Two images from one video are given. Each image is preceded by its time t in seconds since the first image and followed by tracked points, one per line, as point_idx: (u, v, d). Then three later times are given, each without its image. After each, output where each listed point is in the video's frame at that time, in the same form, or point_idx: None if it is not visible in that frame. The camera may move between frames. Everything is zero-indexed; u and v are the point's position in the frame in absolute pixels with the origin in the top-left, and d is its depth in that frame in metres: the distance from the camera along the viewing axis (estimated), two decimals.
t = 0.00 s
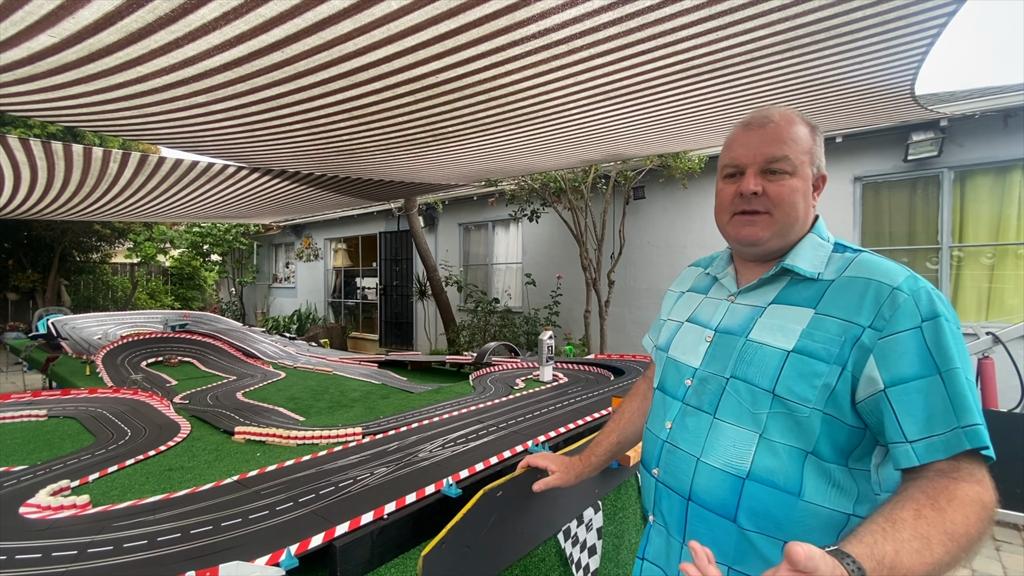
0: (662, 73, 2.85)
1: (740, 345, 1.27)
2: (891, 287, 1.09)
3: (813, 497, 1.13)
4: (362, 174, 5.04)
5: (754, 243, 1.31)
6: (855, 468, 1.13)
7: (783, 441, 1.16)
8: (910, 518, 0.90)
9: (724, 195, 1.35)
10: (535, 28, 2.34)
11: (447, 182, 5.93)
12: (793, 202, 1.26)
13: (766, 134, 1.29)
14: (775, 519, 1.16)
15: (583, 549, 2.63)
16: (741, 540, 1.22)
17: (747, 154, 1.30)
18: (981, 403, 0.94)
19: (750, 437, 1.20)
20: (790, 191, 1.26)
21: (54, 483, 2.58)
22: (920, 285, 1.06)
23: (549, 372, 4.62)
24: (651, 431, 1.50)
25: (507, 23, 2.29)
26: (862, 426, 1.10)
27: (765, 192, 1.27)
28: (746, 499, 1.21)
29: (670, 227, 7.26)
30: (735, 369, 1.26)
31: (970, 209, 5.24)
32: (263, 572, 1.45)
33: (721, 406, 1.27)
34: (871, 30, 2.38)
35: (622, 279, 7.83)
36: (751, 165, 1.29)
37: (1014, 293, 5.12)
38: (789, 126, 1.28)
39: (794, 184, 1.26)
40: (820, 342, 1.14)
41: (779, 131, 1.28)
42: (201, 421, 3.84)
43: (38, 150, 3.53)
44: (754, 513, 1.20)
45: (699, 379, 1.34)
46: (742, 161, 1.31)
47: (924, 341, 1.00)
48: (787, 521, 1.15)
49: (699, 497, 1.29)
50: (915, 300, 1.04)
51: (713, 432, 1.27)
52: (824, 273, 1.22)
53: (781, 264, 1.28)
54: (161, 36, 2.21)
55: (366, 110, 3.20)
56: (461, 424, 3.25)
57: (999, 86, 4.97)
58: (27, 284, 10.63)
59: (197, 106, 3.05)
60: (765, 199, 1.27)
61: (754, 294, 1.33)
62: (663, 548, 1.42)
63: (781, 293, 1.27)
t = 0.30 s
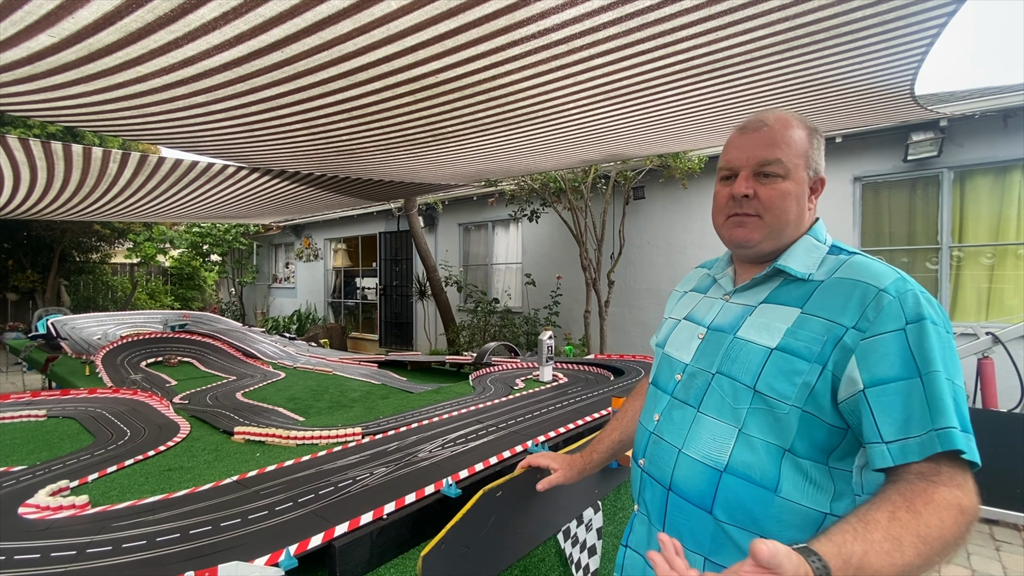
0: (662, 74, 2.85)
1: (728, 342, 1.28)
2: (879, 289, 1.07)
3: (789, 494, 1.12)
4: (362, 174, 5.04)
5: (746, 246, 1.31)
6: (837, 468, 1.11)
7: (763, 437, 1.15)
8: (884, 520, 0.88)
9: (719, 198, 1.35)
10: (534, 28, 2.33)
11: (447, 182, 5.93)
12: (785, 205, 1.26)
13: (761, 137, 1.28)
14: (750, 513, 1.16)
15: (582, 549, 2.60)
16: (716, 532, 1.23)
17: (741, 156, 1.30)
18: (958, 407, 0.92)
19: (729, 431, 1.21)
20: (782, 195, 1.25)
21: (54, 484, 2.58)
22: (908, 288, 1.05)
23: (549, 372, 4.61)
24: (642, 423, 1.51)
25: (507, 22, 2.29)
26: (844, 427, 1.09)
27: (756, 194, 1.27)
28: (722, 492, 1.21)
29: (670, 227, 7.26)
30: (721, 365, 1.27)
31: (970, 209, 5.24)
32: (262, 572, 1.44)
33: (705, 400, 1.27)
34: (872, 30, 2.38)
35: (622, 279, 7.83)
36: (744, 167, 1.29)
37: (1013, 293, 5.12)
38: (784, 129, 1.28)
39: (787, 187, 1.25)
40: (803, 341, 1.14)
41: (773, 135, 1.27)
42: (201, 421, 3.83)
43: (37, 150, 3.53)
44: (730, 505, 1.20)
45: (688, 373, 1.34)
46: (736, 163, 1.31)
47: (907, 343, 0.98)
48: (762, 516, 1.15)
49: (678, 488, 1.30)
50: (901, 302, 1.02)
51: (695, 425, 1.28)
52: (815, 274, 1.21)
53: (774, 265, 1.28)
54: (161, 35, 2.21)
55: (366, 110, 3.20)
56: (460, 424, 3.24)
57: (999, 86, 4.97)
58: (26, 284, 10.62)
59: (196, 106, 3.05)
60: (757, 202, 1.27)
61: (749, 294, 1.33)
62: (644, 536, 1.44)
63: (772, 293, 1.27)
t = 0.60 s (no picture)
0: (662, 73, 2.84)
1: (725, 339, 1.28)
2: (874, 287, 1.07)
3: (780, 490, 1.12)
4: (362, 174, 5.04)
5: (746, 242, 1.31)
6: (829, 466, 1.11)
7: (757, 433, 1.16)
8: (865, 517, 0.88)
9: (721, 193, 1.36)
10: (534, 28, 2.33)
11: (447, 182, 5.92)
12: (786, 201, 1.25)
13: (764, 134, 1.29)
14: (741, 508, 1.17)
15: (583, 549, 2.60)
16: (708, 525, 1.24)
17: (743, 152, 1.31)
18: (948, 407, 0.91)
19: (723, 426, 1.21)
20: (782, 190, 1.25)
21: (54, 484, 2.58)
22: (904, 286, 1.04)
23: (549, 372, 4.61)
24: (641, 417, 1.53)
25: (507, 22, 2.28)
26: (838, 425, 1.08)
27: (757, 190, 1.27)
28: (715, 486, 1.22)
29: (670, 227, 7.25)
30: (717, 361, 1.27)
31: (970, 209, 5.24)
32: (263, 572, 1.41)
33: (700, 396, 1.28)
34: (872, 30, 2.38)
35: (622, 279, 7.83)
36: (746, 163, 1.30)
37: (1013, 293, 5.12)
38: (788, 128, 1.28)
39: (788, 184, 1.25)
40: (798, 338, 1.14)
41: (777, 132, 1.28)
42: (201, 421, 3.83)
43: (37, 151, 3.53)
44: (721, 499, 1.21)
45: (686, 369, 1.35)
46: (738, 160, 1.32)
47: (898, 341, 0.98)
48: (753, 511, 1.16)
49: (672, 482, 1.31)
50: (895, 300, 1.02)
51: (691, 420, 1.29)
52: (813, 273, 1.21)
53: (773, 263, 1.28)
54: (160, 35, 2.21)
55: (365, 110, 3.20)
56: (460, 424, 3.24)
57: (999, 86, 4.97)
58: (26, 284, 10.62)
59: (195, 106, 3.05)
60: (757, 198, 1.27)
61: (748, 292, 1.33)
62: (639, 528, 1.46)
63: (770, 292, 1.27)
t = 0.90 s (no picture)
0: (662, 73, 2.84)
1: (739, 340, 1.28)
2: (892, 286, 1.07)
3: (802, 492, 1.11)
4: (362, 174, 5.03)
5: (756, 238, 1.31)
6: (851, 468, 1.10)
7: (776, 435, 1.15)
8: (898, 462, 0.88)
9: (730, 190, 1.36)
10: (534, 27, 2.33)
11: (447, 182, 5.92)
12: (796, 197, 1.25)
13: (773, 130, 1.29)
14: (762, 511, 1.16)
15: (582, 549, 2.62)
16: (727, 529, 1.22)
17: (752, 149, 1.31)
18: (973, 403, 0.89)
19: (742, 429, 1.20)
20: (793, 187, 1.25)
21: (53, 484, 2.58)
22: (921, 285, 1.04)
23: (549, 371, 4.61)
24: (651, 422, 1.52)
25: (506, 22, 2.28)
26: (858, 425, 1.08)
27: (768, 186, 1.26)
28: (735, 491, 1.21)
29: (670, 227, 7.25)
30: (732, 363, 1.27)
31: (969, 208, 5.24)
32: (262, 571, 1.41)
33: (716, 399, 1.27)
34: (872, 30, 2.38)
35: (622, 279, 7.83)
36: (756, 160, 1.30)
37: (1013, 293, 5.11)
38: (797, 124, 1.28)
39: (798, 180, 1.25)
40: (816, 339, 1.13)
41: (786, 128, 1.28)
42: (200, 421, 3.83)
43: (36, 151, 3.52)
44: (741, 503, 1.19)
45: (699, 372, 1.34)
46: (747, 157, 1.32)
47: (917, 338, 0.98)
48: (775, 514, 1.14)
49: (690, 487, 1.30)
50: (913, 298, 1.02)
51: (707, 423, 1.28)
52: (827, 273, 1.21)
53: (785, 262, 1.28)
54: (159, 35, 2.20)
55: (365, 109, 3.19)
56: (459, 424, 3.24)
57: (999, 86, 4.96)
58: (26, 285, 10.62)
59: (194, 106, 3.04)
60: (769, 193, 1.26)
61: (758, 292, 1.33)
62: (654, 535, 1.43)
63: (783, 291, 1.27)
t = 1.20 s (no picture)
0: (661, 74, 2.84)
1: (761, 345, 1.28)
2: (906, 283, 1.07)
3: (843, 499, 1.11)
4: (362, 174, 5.03)
5: (770, 241, 1.31)
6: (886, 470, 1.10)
7: (810, 442, 1.15)
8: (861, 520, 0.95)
9: (742, 192, 1.35)
10: (534, 28, 2.33)
11: (447, 182, 5.92)
12: (812, 199, 1.25)
13: (785, 132, 1.29)
14: (803, 521, 1.15)
15: (581, 549, 2.63)
16: (770, 543, 1.22)
17: (764, 151, 1.31)
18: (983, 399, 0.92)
19: (777, 438, 1.20)
20: (808, 189, 1.25)
21: (53, 484, 2.58)
22: (933, 282, 1.04)
23: (549, 372, 4.61)
24: (674, 434, 1.51)
25: (506, 22, 2.28)
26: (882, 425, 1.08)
27: (782, 189, 1.27)
28: (775, 502, 1.20)
29: (670, 227, 7.25)
30: (757, 370, 1.26)
31: (969, 209, 5.24)
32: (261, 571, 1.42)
33: (745, 408, 1.27)
34: (872, 30, 2.38)
35: (621, 279, 7.83)
36: (769, 162, 1.29)
37: (1012, 293, 5.11)
38: (808, 124, 1.28)
39: (812, 182, 1.26)
40: (842, 341, 1.13)
41: (798, 129, 1.28)
42: (200, 421, 3.83)
43: (35, 151, 3.52)
44: (782, 514, 1.19)
45: (722, 381, 1.34)
46: (760, 159, 1.31)
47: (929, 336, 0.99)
48: (818, 523, 1.14)
49: (727, 501, 1.29)
50: (924, 296, 1.03)
51: (740, 433, 1.27)
52: (844, 273, 1.22)
53: (801, 264, 1.28)
54: (159, 35, 2.20)
55: (365, 109, 3.19)
56: (460, 424, 3.25)
57: (999, 86, 4.97)
58: (25, 285, 10.62)
59: (195, 106, 3.05)
60: (783, 197, 1.27)
61: (773, 294, 1.33)
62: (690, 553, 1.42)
63: (799, 294, 1.27)
